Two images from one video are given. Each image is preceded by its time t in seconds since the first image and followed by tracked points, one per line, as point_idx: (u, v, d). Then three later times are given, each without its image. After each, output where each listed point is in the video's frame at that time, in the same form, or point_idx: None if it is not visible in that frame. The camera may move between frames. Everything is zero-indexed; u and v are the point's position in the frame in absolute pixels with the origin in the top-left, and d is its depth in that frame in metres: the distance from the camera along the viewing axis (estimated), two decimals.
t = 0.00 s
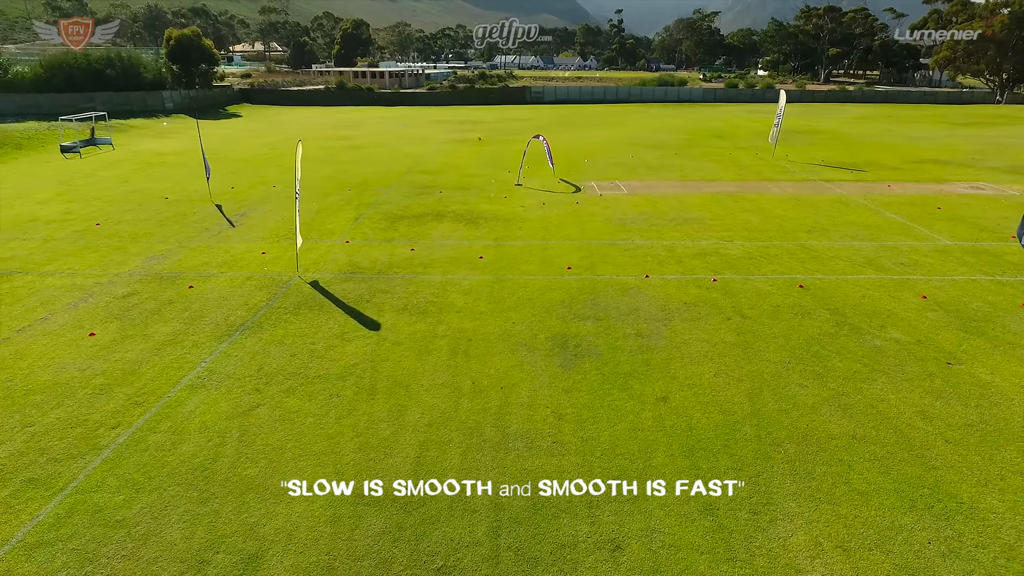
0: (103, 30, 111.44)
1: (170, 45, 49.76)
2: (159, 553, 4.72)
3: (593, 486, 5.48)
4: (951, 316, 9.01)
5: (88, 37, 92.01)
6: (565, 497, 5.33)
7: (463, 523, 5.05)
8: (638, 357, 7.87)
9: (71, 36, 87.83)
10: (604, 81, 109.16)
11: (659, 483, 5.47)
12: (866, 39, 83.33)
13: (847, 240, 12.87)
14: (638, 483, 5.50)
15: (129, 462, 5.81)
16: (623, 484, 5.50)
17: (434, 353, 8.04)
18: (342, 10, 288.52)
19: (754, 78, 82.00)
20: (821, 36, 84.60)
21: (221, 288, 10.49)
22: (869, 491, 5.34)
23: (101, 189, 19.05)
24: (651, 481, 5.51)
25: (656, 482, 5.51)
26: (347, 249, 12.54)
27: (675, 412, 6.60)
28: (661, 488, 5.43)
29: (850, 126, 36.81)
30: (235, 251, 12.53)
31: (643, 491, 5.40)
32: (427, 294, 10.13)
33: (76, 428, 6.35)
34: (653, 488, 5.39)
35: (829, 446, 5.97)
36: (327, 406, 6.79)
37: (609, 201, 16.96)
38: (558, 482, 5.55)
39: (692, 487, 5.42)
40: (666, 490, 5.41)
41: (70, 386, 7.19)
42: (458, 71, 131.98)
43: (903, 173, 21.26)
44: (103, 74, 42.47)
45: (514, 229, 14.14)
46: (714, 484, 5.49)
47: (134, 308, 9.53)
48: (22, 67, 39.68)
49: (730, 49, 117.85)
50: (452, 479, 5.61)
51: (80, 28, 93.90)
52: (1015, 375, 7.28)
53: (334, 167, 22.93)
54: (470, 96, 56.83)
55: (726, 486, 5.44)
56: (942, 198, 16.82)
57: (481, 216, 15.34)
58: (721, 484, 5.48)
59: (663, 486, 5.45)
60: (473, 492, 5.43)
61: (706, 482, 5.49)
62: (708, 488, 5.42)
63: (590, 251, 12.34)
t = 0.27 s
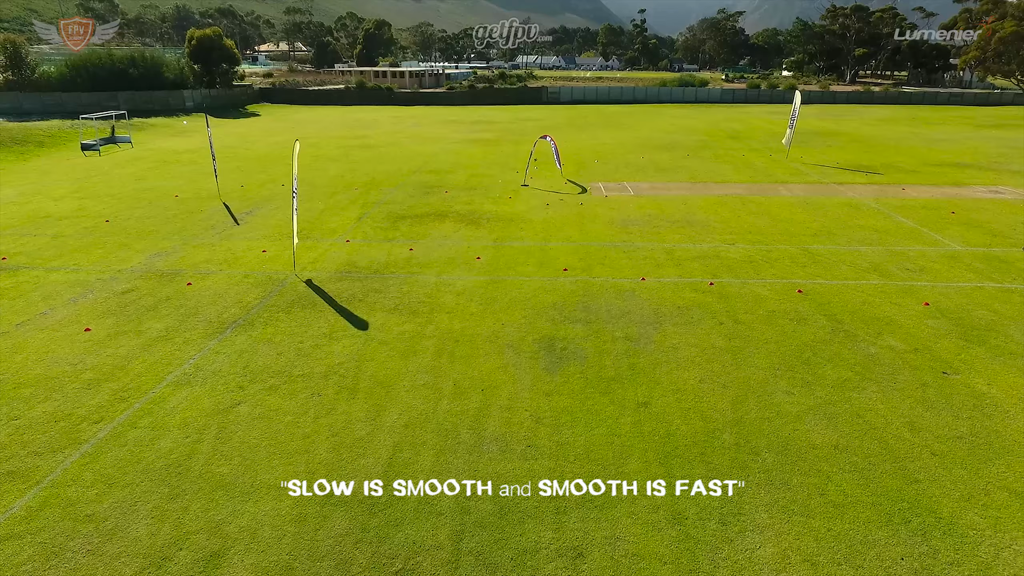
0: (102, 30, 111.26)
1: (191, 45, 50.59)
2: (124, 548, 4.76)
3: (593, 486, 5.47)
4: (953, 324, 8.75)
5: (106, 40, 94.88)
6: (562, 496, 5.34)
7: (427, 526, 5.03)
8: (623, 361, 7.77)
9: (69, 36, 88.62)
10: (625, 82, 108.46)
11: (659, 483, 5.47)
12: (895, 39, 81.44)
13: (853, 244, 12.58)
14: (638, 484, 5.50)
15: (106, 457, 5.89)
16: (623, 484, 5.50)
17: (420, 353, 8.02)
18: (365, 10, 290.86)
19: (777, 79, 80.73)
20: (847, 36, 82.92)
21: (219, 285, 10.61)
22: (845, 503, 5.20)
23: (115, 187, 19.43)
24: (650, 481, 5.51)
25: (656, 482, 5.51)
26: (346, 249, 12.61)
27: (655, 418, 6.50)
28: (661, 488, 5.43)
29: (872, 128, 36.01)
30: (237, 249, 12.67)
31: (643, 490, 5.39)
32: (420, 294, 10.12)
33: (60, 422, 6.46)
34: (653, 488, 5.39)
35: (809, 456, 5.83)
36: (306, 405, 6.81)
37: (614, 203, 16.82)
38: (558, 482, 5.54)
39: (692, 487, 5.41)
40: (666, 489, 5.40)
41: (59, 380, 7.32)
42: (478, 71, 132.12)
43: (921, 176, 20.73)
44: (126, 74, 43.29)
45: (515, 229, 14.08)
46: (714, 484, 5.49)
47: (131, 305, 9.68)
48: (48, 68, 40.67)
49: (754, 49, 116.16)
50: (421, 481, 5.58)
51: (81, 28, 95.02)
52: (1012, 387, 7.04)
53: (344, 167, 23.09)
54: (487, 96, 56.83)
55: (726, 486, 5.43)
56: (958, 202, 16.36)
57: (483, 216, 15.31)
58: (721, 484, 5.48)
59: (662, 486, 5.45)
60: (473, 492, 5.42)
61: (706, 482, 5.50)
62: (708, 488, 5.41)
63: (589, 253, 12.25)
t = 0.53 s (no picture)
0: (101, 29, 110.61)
1: (207, 45, 51.24)
2: (87, 544, 4.80)
3: (593, 486, 5.47)
4: (949, 330, 8.53)
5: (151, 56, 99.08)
6: (539, 497, 5.32)
7: (388, 528, 5.00)
8: (605, 364, 7.69)
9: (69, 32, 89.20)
10: (642, 82, 107.75)
11: (659, 483, 5.48)
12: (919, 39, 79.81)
13: (854, 248, 12.35)
14: (638, 484, 5.51)
15: (81, 452, 5.95)
16: (623, 484, 5.51)
17: (402, 353, 8.01)
18: (383, 10, 292.45)
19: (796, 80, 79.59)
20: (869, 35, 81.46)
21: (212, 283, 10.71)
22: (815, 514, 5.08)
23: (123, 184, 19.72)
24: (650, 481, 5.52)
25: (656, 481, 5.52)
26: (342, 248, 12.65)
27: (631, 423, 6.42)
28: (661, 488, 5.44)
29: (889, 130, 35.34)
30: (235, 247, 12.78)
31: (642, 491, 5.41)
32: (409, 294, 10.11)
33: (40, 417, 6.55)
34: (652, 488, 5.41)
35: (784, 465, 5.71)
36: (283, 405, 6.83)
37: (615, 203, 16.70)
38: (558, 482, 5.54)
39: (692, 487, 5.42)
40: (666, 490, 5.42)
41: (45, 375, 7.43)
42: (494, 70, 131.99)
43: (933, 178, 20.29)
44: (143, 73, 43.94)
45: (512, 230, 14.03)
46: (714, 484, 5.49)
47: (124, 302, 9.80)
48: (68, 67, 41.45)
49: (774, 49, 114.66)
50: (388, 483, 5.56)
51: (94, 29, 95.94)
52: (1002, 396, 6.85)
53: (350, 166, 23.19)
54: (500, 96, 56.75)
55: (726, 486, 5.43)
56: (968, 206, 15.98)
57: (482, 216, 15.29)
58: (721, 485, 5.48)
59: (662, 486, 5.46)
60: (439, 494, 5.39)
61: (706, 482, 5.50)
62: (708, 488, 5.41)
63: (583, 254, 12.16)
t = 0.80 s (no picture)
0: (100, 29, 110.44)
1: (223, 44, 51.88)
2: (50, 539, 4.84)
3: (593, 486, 5.46)
4: (943, 337, 8.33)
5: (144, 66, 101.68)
6: (509, 498, 5.31)
7: (348, 528, 4.98)
8: (586, 367, 7.61)
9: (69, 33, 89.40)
10: (658, 82, 107.07)
11: (659, 483, 5.48)
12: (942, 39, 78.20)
13: (854, 251, 12.12)
14: (637, 483, 5.50)
15: (55, 447, 6.02)
16: (623, 484, 5.50)
17: (383, 353, 8.01)
18: (401, 10, 293.94)
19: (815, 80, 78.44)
20: (891, 35, 79.98)
21: (206, 281, 10.81)
22: (783, 523, 4.98)
23: (130, 182, 20.00)
24: (650, 481, 5.51)
25: (656, 481, 5.51)
26: (337, 246, 12.71)
27: (605, 427, 6.35)
28: (660, 487, 5.44)
29: (906, 131, 34.68)
30: (232, 245, 12.89)
31: (643, 491, 5.39)
32: (398, 294, 10.11)
33: (20, 412, 6.64)
34: (653, 488, 5.39)
35: (756, 473, 5.60)
36: (260, 403, 6.86)
37: (615, 204, 16.57)
38: (558, 481, 5.53)
39: (692, 486, 5.42)
40: (665, 490, 5.40)
41: (31, 370, 7.55)
42: (510, 70, 131.81)
43: (945, 181, 19.86)
44: (159, 72, 44.50)
45: (509, 230, 13.98)
46: (714, 483, 5.49)
47: (117, 298, 9.93)
48: (86, 67, 42.13)
49: (794, 49, 113.17)
50: (353, 483, 5.54)
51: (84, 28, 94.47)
52: (990, 405, 6.67)
53: (355, 165, 23.31)
54: (513, 96, 56.65)
55: (726, 485, 5.45)
56: (977, 209, 15.62)
57: (480, 216, 15.28)
58: (720, 484, 5.48)
59: (662, 485, 5.47)
60: (403, 495, 5.37)
61: (705, 481, 5.49)
62: (707, 486, 5.43)
63: (578, 255, 12.07)
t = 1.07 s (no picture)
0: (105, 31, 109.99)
1: (240, 44, 52.52)
2: (19, 534, 4.89)
3: (593, 486, 5.46)
4: (939, 344, 8.10)
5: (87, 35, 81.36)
6: (479, 497, 5.33)
7: (311, 529, 4.97)
8: (568, 370, 7.54)
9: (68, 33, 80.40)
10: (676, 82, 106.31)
11: (659, 483, 5.47)
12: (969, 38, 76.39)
13: (856, 255, 11.86)
14: (637, 484, 5.50)
15: (34, 442, 6.09)
16: (623, 484, 5.50)
17: (367, 353, 8.02)
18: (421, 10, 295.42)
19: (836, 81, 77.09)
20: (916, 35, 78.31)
21: (202, 278, 10.92)
22: (751, 534, 4.88)
23: (140, 180, 20.30)
24: (650, 481, 5.51)
25: (655, 482, 5.51)
26: (335, 245, 12.76)
27: (580, 432, 6.27)
28: (661, 488, 5.43)
29: (925, 132, 33.93)
30: (231, 242, 13.01)
31: (643, 491, 5.39)
32: (388, 294, 10.11)
33: (4, 405, 6.74)
34: (652, 488, 5.40)
35: (728, 481, 5.50)
36: (239, 401, 6.89)
37: (617, 205, 16.42)
38: (558, 482, 5.51)
39: (692, 487, 5.40)
40: (666, 490, 5.41)
41: (22, 364, 7.68)
42: (528, 70, 131.46)
43: (959, 183, 19.39)
44: (176, 72, 45.24)
45: (508, 230, 13.92)
46: (714, 484, 5.47)
47: (113, 295, 10.06)
48: (105, 67, 42.92)
49: (816, 49, 111.45)
50: (321, 484, 5.52)
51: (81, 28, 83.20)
52: (980, 416, 6.47)
53: (362, 164, 23.42)
54: (527, 96, 56.52)
55: (726, 486, 5.43)
56: (989, 213, 15.22)
57: (480, 216, 15.25)
58: (721, 484, 5.47)
59: (662, 486, 5.45)
60: (368, 497, 5.35)
61: (706, 483, 5.48)
62: (708, 488, 5.40)
63: (574, 256, 11.98)
